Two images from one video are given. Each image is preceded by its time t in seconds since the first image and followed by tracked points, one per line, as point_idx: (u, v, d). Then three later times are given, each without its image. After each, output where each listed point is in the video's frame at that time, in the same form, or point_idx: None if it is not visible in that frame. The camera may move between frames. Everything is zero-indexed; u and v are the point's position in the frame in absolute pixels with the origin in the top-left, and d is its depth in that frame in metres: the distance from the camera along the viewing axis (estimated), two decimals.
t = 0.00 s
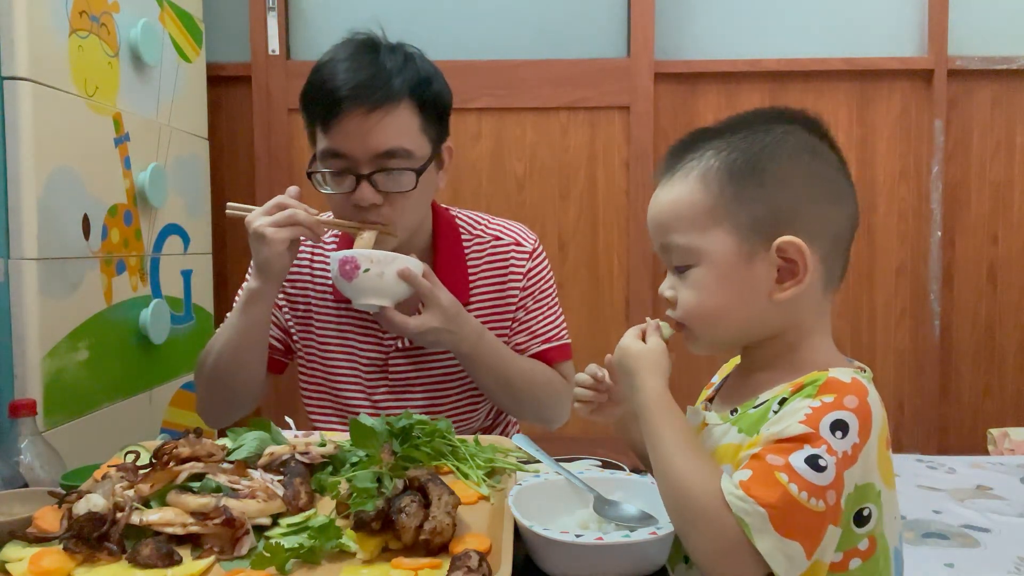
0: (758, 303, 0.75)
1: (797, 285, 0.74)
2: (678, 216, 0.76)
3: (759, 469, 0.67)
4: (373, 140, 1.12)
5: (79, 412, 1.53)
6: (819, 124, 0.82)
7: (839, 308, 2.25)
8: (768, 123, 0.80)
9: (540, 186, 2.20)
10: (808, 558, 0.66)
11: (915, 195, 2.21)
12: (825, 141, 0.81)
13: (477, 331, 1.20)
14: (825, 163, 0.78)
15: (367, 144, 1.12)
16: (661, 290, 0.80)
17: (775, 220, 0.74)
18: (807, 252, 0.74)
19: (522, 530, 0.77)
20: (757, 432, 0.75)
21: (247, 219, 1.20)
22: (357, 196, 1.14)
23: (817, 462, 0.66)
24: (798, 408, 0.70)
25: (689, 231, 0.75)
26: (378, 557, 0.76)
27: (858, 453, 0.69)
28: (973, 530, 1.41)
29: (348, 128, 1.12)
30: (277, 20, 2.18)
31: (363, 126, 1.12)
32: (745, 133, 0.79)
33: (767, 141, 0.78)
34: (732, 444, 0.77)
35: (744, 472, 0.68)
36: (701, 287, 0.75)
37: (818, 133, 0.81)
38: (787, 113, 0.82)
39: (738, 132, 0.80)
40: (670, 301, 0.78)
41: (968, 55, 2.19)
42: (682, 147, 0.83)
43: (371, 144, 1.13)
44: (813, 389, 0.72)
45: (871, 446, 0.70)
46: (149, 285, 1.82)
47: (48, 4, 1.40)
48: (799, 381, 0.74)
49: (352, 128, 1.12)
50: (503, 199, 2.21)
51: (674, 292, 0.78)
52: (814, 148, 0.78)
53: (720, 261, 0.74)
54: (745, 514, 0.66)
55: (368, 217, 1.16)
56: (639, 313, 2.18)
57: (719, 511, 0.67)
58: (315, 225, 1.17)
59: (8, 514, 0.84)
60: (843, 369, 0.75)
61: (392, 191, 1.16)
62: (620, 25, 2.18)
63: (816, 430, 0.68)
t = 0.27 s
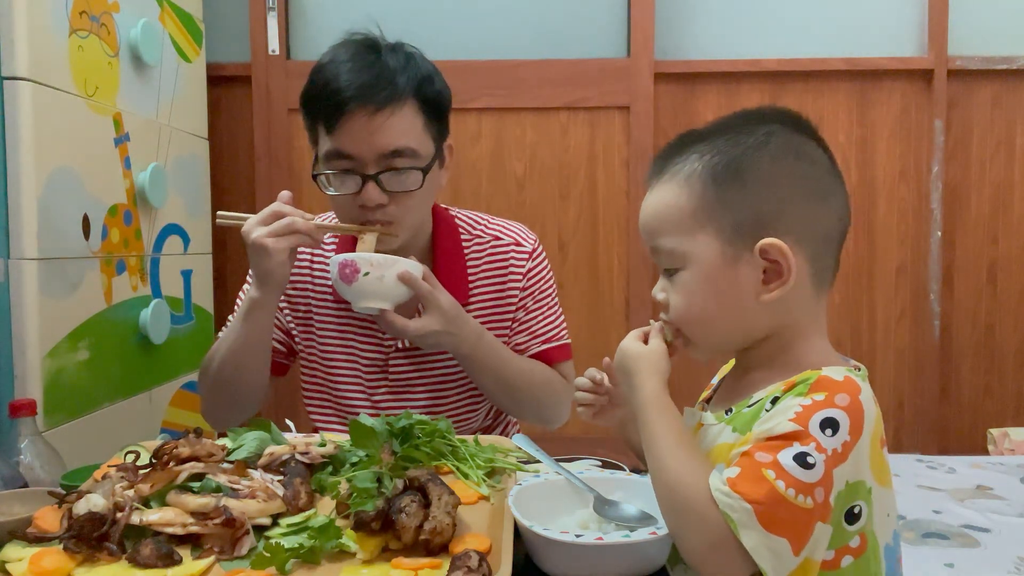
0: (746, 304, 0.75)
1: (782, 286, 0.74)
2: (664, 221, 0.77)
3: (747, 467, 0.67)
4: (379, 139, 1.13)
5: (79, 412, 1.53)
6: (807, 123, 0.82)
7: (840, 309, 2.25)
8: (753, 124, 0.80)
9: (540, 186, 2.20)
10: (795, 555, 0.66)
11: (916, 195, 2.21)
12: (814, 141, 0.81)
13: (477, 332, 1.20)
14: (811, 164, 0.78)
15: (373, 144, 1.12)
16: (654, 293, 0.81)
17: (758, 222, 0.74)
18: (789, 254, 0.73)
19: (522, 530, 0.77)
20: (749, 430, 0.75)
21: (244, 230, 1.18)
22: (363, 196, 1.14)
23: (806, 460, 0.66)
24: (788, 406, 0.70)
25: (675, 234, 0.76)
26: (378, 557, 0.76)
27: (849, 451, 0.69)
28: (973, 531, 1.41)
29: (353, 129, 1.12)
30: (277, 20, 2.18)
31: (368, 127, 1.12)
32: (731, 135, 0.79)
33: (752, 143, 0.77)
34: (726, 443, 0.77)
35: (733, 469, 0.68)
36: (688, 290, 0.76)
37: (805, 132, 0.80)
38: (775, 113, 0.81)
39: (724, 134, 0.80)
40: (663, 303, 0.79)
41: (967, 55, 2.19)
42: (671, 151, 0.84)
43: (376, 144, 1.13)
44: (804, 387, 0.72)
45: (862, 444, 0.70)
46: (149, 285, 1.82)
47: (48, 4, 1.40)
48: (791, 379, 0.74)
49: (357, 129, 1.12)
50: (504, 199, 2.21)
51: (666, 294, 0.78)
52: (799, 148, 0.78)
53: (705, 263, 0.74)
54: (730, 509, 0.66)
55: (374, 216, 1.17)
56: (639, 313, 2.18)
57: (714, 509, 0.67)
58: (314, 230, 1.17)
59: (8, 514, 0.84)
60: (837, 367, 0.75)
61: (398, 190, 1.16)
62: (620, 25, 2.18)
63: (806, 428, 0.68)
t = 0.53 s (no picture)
0: (744, 306, 0.75)
1: (780, 287, 0.74)
2: (660, 225, 0.77)
3: (746, 465, 0.67)
4: (384, 140, 1.13)
5: (79, 412, 1.53)
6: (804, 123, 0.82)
7: (840, 309, 2.25)
8: (748, 125, 0.80)
9: (540, 186, 2.20)
10: (795, 552, 0.66)
11: (916, 195, 2.21)
12: (810, 141, 0.81)
13: (477, 337, 1.19)
14: (807, 165, 0.77)
15: (378, 145, 1.13)
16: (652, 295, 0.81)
17: (753, 224, 0.74)
18: (785, 256, 0.73)
19: (522, 530, 0.77)
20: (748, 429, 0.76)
21: (258, 246, 1.14)
22: (368, 197, 1.14)
23: (806, 457, 0.66)
24: (788, 404, 0.70)
25: (671, 238, 0.76)
26: (378, 558, 0.76)
27: (849, 449, 0.69)
28: (973, 530, 1.41)
29: (358, 129, 1.12)
30: (277, 20, 2.18)
31: (374, 127, 1.12)
32: (726, 136, 0.79)
33: (748, 144, 0.77)
34: (727, 442, 0.77)
35: (733, 467, 0.68)
36: (685, 293, 0.76)
37: (801, 133, 0.80)
38: (770, 113, 0.81)
39: (719, 136, 0.80)
40: (660, 306, 0.80)
41: (967, 55, 2.19)
42: (666, 152, 0.84)
43: (382, 144, 1.13)
44: (805, 385, 0.72)
45: (863, 442, 0.70)
46: (149, 285, 1.82)
47: (48, 4, 1.40)
48: (792, 378, 0.74)
49: (363, 129, 1.12)
50: (504, 199, 2.21)
51: (664, 297, 0.78)
52: (794, 148, 0.78)
53: (701, 266, 0.74)
54: (730, 506, 0.66)
55: (378, 218, 1.16)
56: (639, 313, 2.18)
57: (713, 507, 0.67)
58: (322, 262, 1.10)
59: (8, 514, 0.84)
60: (838, 366, 0.75)
61: (403, 191, 1.16)
62: (620, 25, 2.18)
63: (806, 425, 0.68)
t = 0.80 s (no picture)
0: (750, 306, 0.75)
1: (788, 287, 0.75)
2: (668, 223, 0.76)
3: (753, 467, 0.67)
4: (397, 152, 1.12)
5: (79, 412, 1.53)
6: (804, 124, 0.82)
7: (840, 309, 2.25)
8: (754, 125, 0.80)
9: (540, 186, 2.20)
10: (803, 554, 0.66)
11: (916, 195, 2.21)
12: (812, 142, 0.81)
13: (481, 353, 1.18)
14: (811, 165, 0.78)
15: (390, 158, 1.12)
16: (653, 293, 0.81)
17: (761, 223, 0.74)
18: (796, 254, 0.74)
19: (522, 530, 0.76)
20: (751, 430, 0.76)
21: (257, 247, 1.11)
22: (379, 208, 1.15)
23: (812, 458, 0.66)
24: (793, 405, 0.71)
25: (678, 236, 0.76)
26: (378, 557, 0.76)
27: (854, 450, 0.69)
28: (973, 530, 1.41)
29: (371, 142, 1.11)
30: (277, 21, 2.18)
31: (387, 140, 1.12)
32: (730, 136, 0.79)
33: (755, 144, 0.77)
34: (730, 443, 0.78)
35: (739, 470, 0.68)
36: (693, 292, 0.75)
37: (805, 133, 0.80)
38: (774, 114, 0.81)
39: (723, 135, 0.80)
40: (663, 306, 0.79)
41: (967, 54, 2.19)
42: (669, 151, 0.83)
43: (395, 155, 1.12)
44: (809, 385, 0.72)
45: (867, 442, 0.70)
46: (149, 285, 1.82)
47: (48, 4, 1.40)
48: (795, 379, 0.75)
49: (376, 142, 1.11)
50: (504, 199, 2.21)
51: (666, 296, 0.79)
52: (801, 149, 0.78)
53: (710, 265, 0.74)
54: (738, 509, 0.66)
55: (388, 228, 1.18)
56: (639, 313, 2.18)
57: (719, 510, 0.67)
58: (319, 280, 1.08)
59: (8, 514, 0.84)
60: (841, 366, 0.75)
61: (413, 201, 1.17)
62: (620, 25, 2.18)
63: (811, 426, 0.68)
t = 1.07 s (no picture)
0: (765, 304, 0.75)
1: (803, 285, 0.75)
2: (682, 221, 0.76)
3: (769, 473, 0.67)
4: (407, 158, 1.12)
5: (79, 412, 1.53)
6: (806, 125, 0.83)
7: (840, 309, 2.26)
8: (763, 125, 0.80)
9: (540, 186, 2.20)
10: (820, 558, 0.66)
11: (916, 195, 2.21)
12: (816, 143, 0.81)
13: (488, 360, 1.18)
14: (819, 162, 0.78)
15: (402, 162, 1.12)
16: (659, 294, 0.80)
17: (777, 220, 0.75)
18: (815, 254, 0.74)
19: (522, 530, 0.76)
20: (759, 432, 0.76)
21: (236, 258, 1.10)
22: (389, 213, 1.15)
23: (826, 461, 0.66)
24: (804, 408, 0.71)
25: (693, 235, 0.75)
26: (378, 557, 0.76)
27: (865, 451, 0.69)
28: (973, 530, 1.41)
29: (382, 147, 1.11)
30: (277, 21, 2.18)
31: (399, 145, 1.11)
32: (739, 134, 0.80)
33: (767, 143, 0.78)
34: (739, 445, 0.78)
35: (755, 475, 0.67)
36: (708, 290, 0.75)
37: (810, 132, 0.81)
38: (780, 116, 0.82)
39: (731, 134, 0.80)
40: (672, 306, 0.78)
41: (967, 54, 2.19)
42: (675, 152, 0.83)
43: (407, 161, 1.12)
44: (819, 388, 0.72)
45: (877, 443, 0.70)
46: (149, 285, 1.82)
47: (48, 4, 1.40)
48: (805, 380, 0.75)
49: (386, 147, 1.11)
50: (504, 199, 2.21)
51: (676, 297, 0.78)
52: (810, 148, 0.79)
53: (726, 263, 0.74)
54: (755, 514, 0.66)
55: (396, 231, 1.19)
56: (639, 313, 2.18)
57: (733, 513, 0.67)
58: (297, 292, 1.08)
59: (8, 514, 0.84)
60: (848, 367, 0.76)
61: (423, 206, 1.18)
62: (621, 25, 2.18)
63: (824, 429, 0.68)
